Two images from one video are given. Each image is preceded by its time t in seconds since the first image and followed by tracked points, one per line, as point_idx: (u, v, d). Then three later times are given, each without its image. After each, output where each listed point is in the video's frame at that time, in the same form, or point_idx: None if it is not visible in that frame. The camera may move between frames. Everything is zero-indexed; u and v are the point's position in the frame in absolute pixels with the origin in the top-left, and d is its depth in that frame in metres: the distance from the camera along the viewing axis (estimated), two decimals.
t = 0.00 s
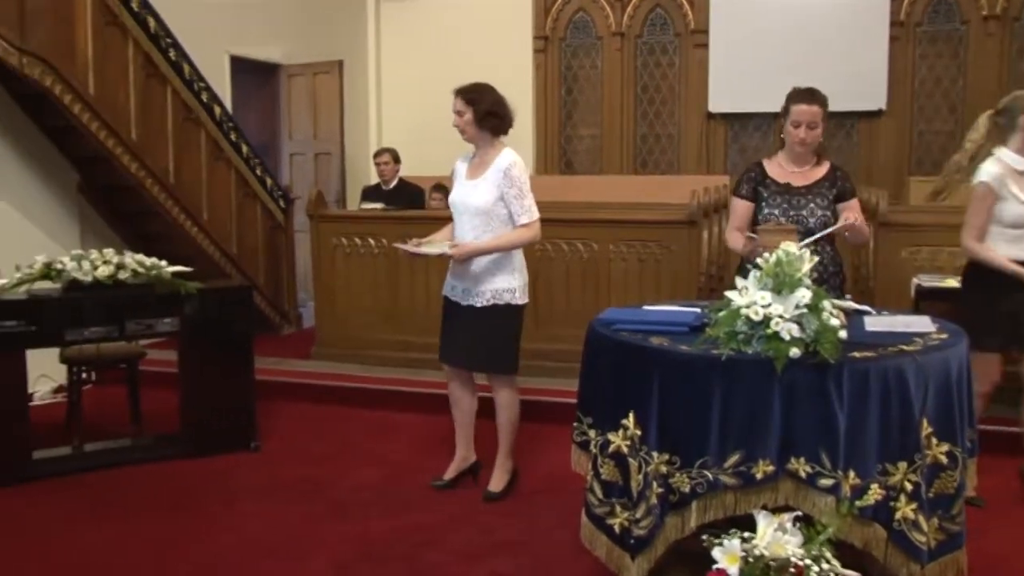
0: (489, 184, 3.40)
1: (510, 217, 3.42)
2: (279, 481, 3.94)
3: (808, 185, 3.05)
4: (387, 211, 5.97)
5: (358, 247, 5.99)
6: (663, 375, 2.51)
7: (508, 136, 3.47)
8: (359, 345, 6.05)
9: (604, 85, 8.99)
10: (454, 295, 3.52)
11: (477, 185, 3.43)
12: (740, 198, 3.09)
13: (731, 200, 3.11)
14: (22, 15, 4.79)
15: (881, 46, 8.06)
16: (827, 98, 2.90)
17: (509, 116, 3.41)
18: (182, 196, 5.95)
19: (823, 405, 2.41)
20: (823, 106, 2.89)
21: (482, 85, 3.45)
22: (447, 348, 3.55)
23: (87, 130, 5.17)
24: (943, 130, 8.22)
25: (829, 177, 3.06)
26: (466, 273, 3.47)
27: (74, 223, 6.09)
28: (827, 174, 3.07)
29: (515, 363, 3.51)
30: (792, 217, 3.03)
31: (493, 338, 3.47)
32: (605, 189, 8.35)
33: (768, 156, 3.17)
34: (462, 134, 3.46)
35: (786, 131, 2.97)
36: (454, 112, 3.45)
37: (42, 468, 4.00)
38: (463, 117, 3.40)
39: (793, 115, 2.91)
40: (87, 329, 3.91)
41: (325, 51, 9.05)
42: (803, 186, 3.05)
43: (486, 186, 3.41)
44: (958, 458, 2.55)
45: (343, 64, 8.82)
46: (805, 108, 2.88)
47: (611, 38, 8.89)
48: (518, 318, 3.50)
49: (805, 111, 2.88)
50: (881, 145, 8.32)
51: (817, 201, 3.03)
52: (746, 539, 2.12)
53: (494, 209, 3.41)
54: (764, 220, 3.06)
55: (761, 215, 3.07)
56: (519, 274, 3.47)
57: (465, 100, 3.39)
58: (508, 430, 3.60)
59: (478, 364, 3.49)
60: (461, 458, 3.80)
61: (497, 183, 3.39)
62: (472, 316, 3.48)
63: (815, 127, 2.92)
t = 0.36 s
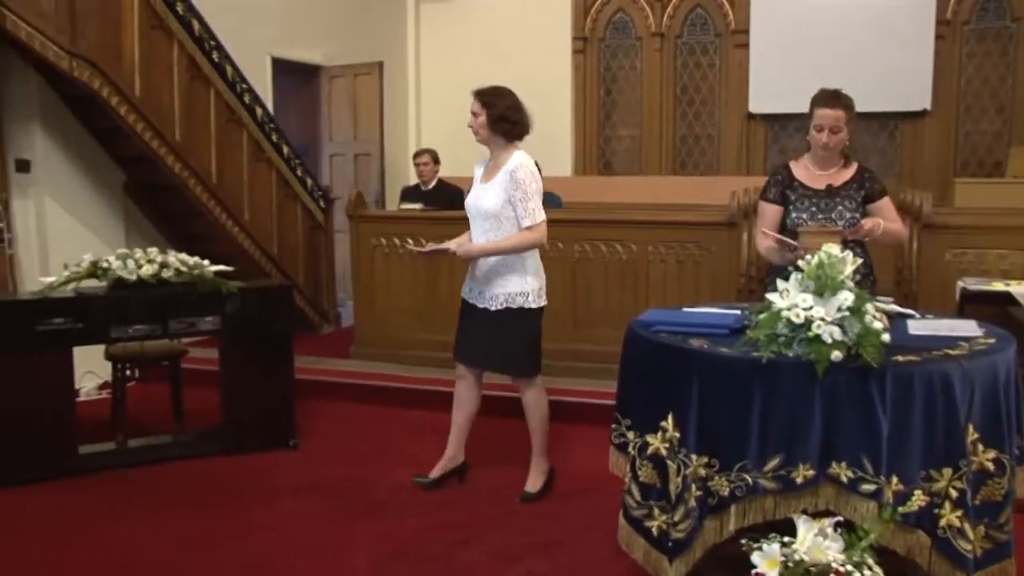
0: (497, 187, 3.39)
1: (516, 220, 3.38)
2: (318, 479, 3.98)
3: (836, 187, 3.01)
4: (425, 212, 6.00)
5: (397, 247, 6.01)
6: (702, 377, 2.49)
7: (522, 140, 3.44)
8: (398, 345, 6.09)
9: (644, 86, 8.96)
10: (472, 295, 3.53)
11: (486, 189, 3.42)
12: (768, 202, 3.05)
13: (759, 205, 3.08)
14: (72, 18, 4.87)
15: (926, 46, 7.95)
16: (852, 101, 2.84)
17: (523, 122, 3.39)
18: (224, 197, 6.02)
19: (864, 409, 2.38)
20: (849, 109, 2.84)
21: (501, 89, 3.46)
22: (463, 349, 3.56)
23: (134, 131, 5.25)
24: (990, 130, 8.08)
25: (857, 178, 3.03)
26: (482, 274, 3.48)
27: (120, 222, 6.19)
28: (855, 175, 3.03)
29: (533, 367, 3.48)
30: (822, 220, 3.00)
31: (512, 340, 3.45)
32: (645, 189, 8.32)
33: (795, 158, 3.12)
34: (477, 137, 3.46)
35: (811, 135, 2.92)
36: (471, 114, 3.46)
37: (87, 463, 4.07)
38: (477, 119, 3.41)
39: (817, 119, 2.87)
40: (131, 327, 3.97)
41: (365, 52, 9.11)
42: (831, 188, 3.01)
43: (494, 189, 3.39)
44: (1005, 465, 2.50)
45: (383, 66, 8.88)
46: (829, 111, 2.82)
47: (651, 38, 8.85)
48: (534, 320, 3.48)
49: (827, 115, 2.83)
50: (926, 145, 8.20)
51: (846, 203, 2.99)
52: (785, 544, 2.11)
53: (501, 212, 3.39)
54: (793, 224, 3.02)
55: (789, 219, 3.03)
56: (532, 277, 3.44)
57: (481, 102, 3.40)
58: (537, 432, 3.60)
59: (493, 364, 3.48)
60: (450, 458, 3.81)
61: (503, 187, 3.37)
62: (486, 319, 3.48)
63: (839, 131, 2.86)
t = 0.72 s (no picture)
0: (490, 184, 3.39)
1: (510, 215, 3.38)
2: (356, 477, 4.00)
3: (874, 188, 2.97)
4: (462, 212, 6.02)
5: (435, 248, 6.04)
6: (741, 379, 2.48)
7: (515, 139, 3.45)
8: (435, 345, 6.11)
9: (682, 86, 8.91)
10: (464, 293, 3.51)
11: (479, 186, 3.43)
12: (805, 205, 3.01)
13: (795, 207, 3.04)
14: (119, 20, 4.99)
15: (971, 44, 7.82)
16: (887, 101, 2.79)
17: (516, 124, 3.41)
18: (264, 196, 6.08)
19: (907, 414, 2.35)
20: (883, 109, 2.79)
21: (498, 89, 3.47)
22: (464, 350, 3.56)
23: (177, 133, 5.33)
24: None
25: (894, 178, 2.99)
26: (474, 272, 3.46)
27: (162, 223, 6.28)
28: (892, 175, 2.99)
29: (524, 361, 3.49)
30: (861, 222, 2.96)
31: (503, 335, 3.44)
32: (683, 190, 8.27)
33: (829, 160, 3.09)
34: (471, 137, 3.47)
35: (845, 137, 2.88)
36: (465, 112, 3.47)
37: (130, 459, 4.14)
38: (471, 116, 3.42)
39: (850, 120, 2.83)
40: (173, 325, 4.02)
41: (404, 53, 9.15)
42: (868, 189, 2.97)
43: (487, 187, 3.40)
44: None
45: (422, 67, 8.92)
46: (862, 112, 2.79)
47: (690, 38, 8.81)
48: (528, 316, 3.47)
49: (862, 116, 2.79)
50: (971, 146, 8.07)
51: (885, 203, 2.95)
52: (824, 549, 2.08)
53: (495, 207, 3.39)
54: (831, 226, 2.99)
55: (827, 221, 3.00)
56: (526, 272, 3.43)
57: (476, 100, 3.42)
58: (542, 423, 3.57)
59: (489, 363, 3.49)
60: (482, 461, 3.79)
61: (496, 182, 3.38)
62: (482, 315, 3.47)
63: (874, 131, 2.82)
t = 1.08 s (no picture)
0: (506, 182, 3.40)
1: (528, 214, 3.41)
2: (386, 475, 4.02)
3: (913, 187, 2.93)
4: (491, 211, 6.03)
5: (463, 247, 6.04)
6: (771, 381, 2.45)
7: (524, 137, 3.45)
8: (463, 345, 6.12)
9: (713, 86, 8.87)
10: (476, 296, 3.51)
11: (494, 184, 3.43)
12: (842, 202, 3.00)
13: (833, 205, 3.02)
14: (153, 22, 5.07)
15: (1008, 43, 7.70)
16: (928, 100, 2.76)
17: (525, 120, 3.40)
18: (295, 196, 6.12)
19: (940, 417, 2.32)
20: (925, 107, 2.76)
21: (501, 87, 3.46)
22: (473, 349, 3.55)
23: (209, 133, 5.38)
24: None
25: (935, 178, 2.94)
26: (485, 271, 3.46)
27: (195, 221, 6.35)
28: (933, 174, 2.95)
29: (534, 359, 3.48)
30: (898, 221, 2.93)
31: (508, 332, 3.44)
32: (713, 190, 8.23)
33: (870, 159, 3.06)
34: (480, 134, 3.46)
35: (885, 135, 2.85)
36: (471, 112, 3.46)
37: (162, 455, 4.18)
38: (480, 117, 3.41)
39: (891, 118, 2.80)
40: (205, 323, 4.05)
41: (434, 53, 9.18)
42: (908, 188, 2.93)
43: (503, 184, 3.40)
44: None
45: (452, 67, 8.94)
46: (905, 111, 2.75)
47: (721, 38, 8.76)
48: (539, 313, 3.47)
49: (903, 115, 2.76)
50: (1007, 146, 7.94)
51: (924, 203, 2.91)
52: (855, 553, 2.06)
53: (513, 206, 3.39)
54: (867, 224, 2.96)
55: (863, 220, 2.97)
56: (539, 269, 3.44)
57: (484, 99, 3.40)
58: (522, 426, 3.56)
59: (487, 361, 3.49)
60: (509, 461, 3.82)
61: (515, 180, 3.39)
62: (493, 315, 3.46)
63: (915, 130, 2.79)
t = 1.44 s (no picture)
0: (516, 181, 3.40)
1: (539, 210, 3.42)
2: (399, 474, 4.03)
3: (940, 187, 2.90)
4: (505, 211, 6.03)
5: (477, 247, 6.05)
6: (787, 381, 2.44)
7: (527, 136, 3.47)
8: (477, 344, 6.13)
9: (728, 85, 8.84)
10: (485, 296, 3.51)
11: (503, 184, 3.42)
12: (867, 200, 3.00)
13: (858, 203, 3.02)
14: (171, 21, 5.10)
15: None
16: (957, 97, 2.73)
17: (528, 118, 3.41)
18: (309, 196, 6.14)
19: (958, 418, 2.31)
20: (952, 105, 2.73)
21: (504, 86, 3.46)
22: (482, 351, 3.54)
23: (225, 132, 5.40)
24: None
25: (963, 179, 2.90)
26: (496, 271, 3.46)
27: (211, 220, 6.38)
28: (962, 174, 2.91)
29: (549, 358, 3.49)
30: (920, 220, 2.91)
31: (522, 330, 3.44)
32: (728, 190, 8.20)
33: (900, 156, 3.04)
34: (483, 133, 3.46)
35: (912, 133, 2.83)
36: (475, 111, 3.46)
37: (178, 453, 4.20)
38: (485, 115, 3.41)
39: (918, 115, 2.78)
40: (221, 322, 4.09)
41: (450, 53, 9.20)
42: (935, 187, 2.90)
43: (512, 184, 3.40)
44: None
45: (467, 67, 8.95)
46: (930, 108, 2.74)
47: (737, 37, 8.74)
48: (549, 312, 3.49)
49: (929, 112, 2.74)
50: None
51: (948, 203, 2.88)
52: (870, 554, 2.05)
53: (523, 205, 3.40)
54: (890, 223, 2.95)
55: (887, 218, 2.97)
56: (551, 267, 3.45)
57: (490, 97, 3.40)
58: (536, 427, 3.56)
59: (494, 361, 3.49)
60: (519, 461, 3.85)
61: (523, 178, 3.40)
62: (505, 314, 3.45)
63: (941, 128, 2.76)
